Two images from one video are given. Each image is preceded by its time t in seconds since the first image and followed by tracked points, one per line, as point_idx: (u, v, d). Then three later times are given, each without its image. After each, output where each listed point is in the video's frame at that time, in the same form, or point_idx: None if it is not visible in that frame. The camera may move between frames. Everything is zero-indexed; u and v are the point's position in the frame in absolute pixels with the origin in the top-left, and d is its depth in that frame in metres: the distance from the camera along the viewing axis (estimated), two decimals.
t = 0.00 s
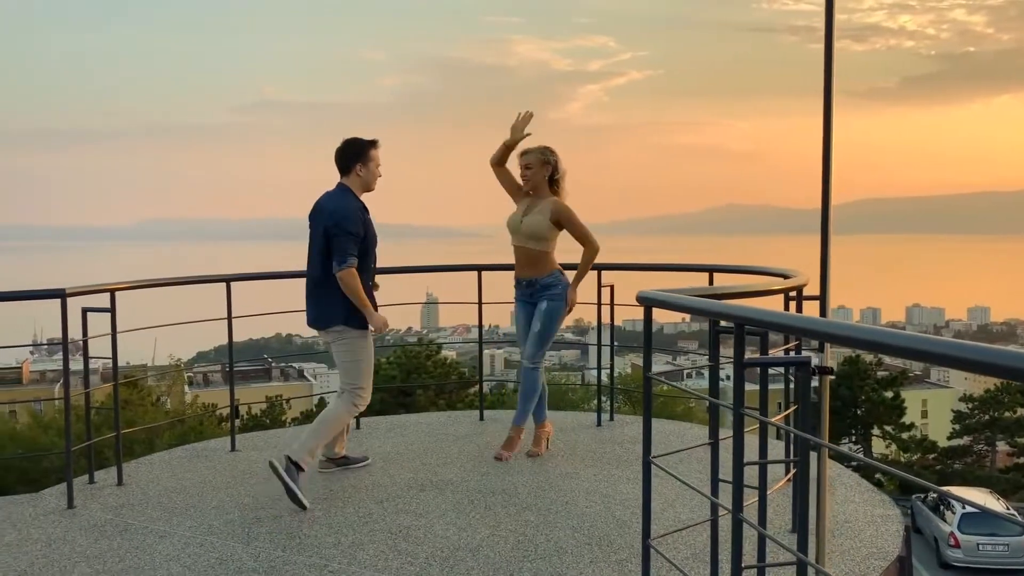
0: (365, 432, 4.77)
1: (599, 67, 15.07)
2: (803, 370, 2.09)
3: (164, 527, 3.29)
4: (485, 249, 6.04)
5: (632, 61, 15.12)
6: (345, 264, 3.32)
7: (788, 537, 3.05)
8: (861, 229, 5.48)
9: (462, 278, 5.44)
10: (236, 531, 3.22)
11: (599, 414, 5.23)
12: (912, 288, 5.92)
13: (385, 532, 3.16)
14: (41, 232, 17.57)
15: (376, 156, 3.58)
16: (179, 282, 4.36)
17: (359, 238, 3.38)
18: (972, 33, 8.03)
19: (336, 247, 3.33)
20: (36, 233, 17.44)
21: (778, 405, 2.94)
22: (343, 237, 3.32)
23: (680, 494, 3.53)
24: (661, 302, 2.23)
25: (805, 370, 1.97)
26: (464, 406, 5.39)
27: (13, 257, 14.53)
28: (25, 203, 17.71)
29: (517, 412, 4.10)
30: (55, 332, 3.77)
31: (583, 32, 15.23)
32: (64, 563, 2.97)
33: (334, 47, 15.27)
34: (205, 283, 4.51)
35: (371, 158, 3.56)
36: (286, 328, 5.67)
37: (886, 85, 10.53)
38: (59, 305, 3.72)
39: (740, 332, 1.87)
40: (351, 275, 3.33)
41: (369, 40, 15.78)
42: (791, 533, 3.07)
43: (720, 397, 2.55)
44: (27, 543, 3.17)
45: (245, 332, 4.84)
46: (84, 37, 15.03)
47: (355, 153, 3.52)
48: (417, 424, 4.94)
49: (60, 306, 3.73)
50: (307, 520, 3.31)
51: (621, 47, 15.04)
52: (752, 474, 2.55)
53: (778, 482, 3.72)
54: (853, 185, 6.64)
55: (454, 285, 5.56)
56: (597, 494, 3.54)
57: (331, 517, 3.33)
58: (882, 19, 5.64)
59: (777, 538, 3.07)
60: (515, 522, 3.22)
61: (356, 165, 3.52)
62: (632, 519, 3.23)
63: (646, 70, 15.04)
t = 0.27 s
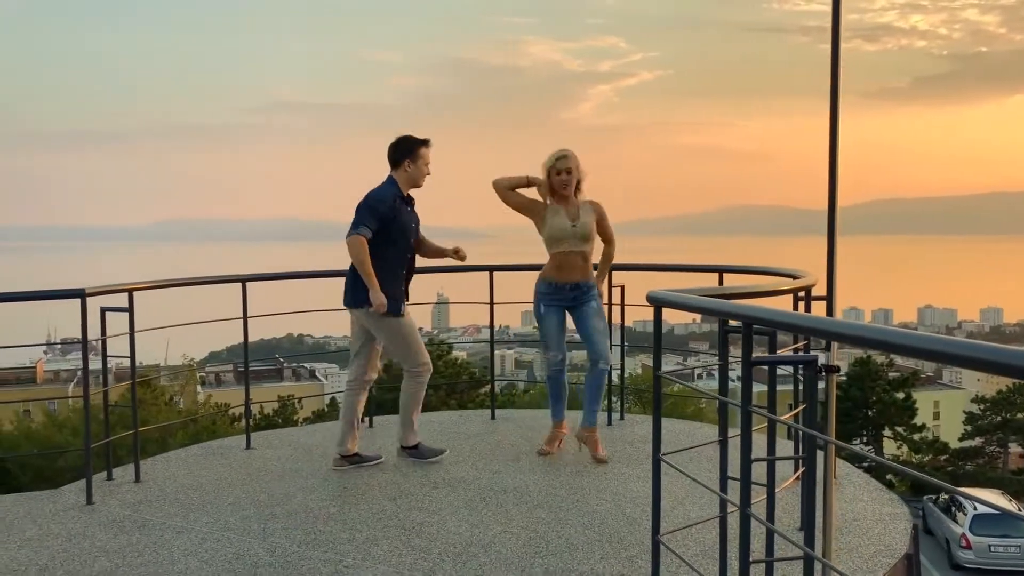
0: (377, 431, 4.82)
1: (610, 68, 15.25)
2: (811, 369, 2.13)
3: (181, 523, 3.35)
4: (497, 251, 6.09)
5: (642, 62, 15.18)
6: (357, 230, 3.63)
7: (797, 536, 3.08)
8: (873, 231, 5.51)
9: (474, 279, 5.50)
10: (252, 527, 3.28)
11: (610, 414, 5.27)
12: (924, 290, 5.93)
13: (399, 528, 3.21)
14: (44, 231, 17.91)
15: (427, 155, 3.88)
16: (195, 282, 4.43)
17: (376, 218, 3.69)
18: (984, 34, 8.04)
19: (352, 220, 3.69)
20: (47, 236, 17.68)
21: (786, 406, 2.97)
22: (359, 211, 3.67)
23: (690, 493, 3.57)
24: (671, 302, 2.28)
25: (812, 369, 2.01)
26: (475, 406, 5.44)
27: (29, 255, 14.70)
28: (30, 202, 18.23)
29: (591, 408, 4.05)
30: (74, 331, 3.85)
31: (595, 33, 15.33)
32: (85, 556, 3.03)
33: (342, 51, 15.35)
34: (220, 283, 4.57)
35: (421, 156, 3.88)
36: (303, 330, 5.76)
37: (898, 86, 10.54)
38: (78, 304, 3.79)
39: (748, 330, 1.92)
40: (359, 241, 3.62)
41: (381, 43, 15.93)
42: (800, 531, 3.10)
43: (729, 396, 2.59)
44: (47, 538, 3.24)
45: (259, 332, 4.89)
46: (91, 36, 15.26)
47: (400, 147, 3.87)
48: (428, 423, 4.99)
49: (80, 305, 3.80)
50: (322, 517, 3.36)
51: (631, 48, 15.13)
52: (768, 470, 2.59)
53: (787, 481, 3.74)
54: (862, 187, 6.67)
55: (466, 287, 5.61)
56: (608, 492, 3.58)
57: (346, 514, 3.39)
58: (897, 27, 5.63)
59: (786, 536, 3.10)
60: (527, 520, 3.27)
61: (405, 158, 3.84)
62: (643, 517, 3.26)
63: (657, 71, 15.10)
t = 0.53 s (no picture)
0: (387, 428, 4.86)
1: (618, 67, 15.29)
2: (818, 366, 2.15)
3: (196, 518, 3.39)
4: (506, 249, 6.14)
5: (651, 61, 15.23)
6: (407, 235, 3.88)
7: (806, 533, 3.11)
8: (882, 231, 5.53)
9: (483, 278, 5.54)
10: (266, 522, 3.32)
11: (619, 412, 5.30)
12: (932, 289, 5.95)
13: (411, 523, 3.25)
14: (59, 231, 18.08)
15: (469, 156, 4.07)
16: (207, 280, 4.48)
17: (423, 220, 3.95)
18: (994, 32, 8.06)
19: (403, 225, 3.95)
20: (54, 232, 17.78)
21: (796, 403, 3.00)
22: (407, 216, 3.94)
23: (698, 490, 3.60)
24: (680, 300, 2.31)
25: (819, 366, 2.04)
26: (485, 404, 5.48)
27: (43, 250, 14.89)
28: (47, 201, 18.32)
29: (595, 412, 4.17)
30: (90, 329, 3.89)
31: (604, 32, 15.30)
32: (103, 550, 3.08)
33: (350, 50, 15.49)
34: (232, 281, 4.64)
35: (464, 158, 4.06)
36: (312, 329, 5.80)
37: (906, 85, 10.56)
38: (94, 303, 3.84)
39: (758, 327, 1.95)
40: (414, 246, 3.86)
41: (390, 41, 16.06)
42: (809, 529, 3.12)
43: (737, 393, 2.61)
44: (64, 532, 3.28)
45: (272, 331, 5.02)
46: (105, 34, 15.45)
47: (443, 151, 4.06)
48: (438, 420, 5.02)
49: (96, 304, 3.84)
50: (335, 512, 3.40)
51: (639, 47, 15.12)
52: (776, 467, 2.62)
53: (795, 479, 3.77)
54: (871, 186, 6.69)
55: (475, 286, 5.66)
56: (617, 489, 3.61)
57: (359, 510, 3.43)
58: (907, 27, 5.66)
59: (794, 533, 3.12)
60: (537, 515, 3.30)
61: (450, 160, 4.04)
62: (652, 513, 3.29)
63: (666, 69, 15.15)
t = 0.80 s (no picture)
0: (395, 424, 4.88)
1: (624, 65, 15.15)
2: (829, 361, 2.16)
3: (207, 512, 3.42)
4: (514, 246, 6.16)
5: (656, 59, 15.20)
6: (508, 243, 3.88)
7: (806, 529, 3.13)
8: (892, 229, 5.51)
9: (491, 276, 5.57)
10: (276, 517, 3.35)
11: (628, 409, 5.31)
12: (940, 286, 5.94)
13: (420, 519, 3.27)
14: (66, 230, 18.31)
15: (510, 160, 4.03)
16: (215, 278, 4.52)
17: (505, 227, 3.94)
18: (1002, 31, 8.03)
19: (490, 236, 3.92)
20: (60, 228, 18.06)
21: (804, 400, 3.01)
22: (494, 227, 3.90)
23: (706, 485, 3.62)
24: (689, 295, 2.32)
25: (828, 360, 2.05)
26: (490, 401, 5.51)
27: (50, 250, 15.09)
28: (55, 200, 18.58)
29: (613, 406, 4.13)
30: (101, 326, 3.92)
31: (607, 31, 15.00)
32: (115, 544, 3.11)
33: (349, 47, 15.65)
34: (241, 279, 4.67)
35: (505, 162, 4.04)
36: (322, 326, 5.85)
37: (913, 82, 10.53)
38: (105, 299, 3.87)
39: (768, 322, 1.96)
40: (516, 253, 3.90)
41: (392, 41, 16.18)
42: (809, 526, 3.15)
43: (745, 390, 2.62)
44: (77, 527, 3.32)
45: (282, 327, 5.12)
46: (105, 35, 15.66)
47: (492, 157, 3.99)
48: (444, 417, 5.04)
49: (107, 300, 3.87)
50: (344, 508, 3.43)
51: (645, 46, 14.81)
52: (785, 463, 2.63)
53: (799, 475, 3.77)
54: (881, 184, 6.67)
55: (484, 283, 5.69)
56: (624, 485, 3.63)
57: (368, 505, 3.45)
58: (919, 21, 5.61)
59: (794, 528, 3.14)
60: (545, 510, 3.32)
61: (492, 165, 4.00)
62: (658, 508, 3.31)
63: (670, 68, 15.11)
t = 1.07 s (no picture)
0: (403, 422, 4.87)
1: (628, 64, 15.27)
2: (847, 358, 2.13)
3: (215, 509, 3.41)
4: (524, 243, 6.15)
5: (660, 58, 15.26)
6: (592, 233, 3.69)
7: (818, 527, 3.11)
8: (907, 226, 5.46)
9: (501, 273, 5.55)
10: (285, 514, 3.33)
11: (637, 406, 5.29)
12: (949, 286, 5.92)
13: (430, 516, 3.27)
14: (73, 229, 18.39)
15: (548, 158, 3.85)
16: (223, 275, 4.51)
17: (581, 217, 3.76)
18: (1008, 29, 8.03)
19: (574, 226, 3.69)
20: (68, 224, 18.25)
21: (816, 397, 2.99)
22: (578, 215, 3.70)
23: (716, 484, 3.60)
24: (705, 291, 2.30)
25: (845, 357, 2.03)
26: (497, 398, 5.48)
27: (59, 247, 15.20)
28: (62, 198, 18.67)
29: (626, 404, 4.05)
30: (108, 324, 3.91)
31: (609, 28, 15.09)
32: (124, 541, 3.10)
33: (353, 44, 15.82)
34: (249, 276, 4.65)
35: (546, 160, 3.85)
36: (330, 323, 5.84)
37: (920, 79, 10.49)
38: (113, 297, 3.86)
39: (784, 318, 1.94)
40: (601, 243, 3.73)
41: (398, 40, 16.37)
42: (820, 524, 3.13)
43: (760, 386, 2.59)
44: (86, 523, 3.31)
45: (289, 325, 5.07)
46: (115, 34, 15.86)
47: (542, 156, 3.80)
48: (451, 414, 5.02)
49: (115, 298, 3.86)
50: (353, 505, 3.41)
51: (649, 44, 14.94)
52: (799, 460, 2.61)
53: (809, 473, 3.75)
54: (895, 182, 6.62)
55: (493, 280, 5.67)
56: (634, 483, 3.61)
57: (377, 502, 3.44)
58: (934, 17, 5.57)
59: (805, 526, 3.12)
60: (555, 508, 3.30)
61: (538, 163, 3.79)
62: (669, 507, 3.29)
63: (674, 66, 15.19)
